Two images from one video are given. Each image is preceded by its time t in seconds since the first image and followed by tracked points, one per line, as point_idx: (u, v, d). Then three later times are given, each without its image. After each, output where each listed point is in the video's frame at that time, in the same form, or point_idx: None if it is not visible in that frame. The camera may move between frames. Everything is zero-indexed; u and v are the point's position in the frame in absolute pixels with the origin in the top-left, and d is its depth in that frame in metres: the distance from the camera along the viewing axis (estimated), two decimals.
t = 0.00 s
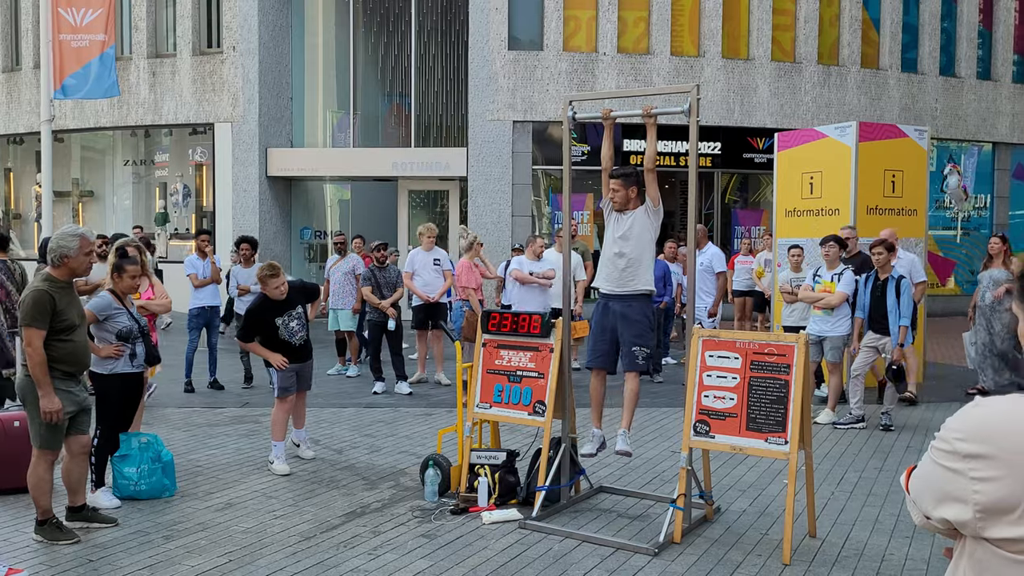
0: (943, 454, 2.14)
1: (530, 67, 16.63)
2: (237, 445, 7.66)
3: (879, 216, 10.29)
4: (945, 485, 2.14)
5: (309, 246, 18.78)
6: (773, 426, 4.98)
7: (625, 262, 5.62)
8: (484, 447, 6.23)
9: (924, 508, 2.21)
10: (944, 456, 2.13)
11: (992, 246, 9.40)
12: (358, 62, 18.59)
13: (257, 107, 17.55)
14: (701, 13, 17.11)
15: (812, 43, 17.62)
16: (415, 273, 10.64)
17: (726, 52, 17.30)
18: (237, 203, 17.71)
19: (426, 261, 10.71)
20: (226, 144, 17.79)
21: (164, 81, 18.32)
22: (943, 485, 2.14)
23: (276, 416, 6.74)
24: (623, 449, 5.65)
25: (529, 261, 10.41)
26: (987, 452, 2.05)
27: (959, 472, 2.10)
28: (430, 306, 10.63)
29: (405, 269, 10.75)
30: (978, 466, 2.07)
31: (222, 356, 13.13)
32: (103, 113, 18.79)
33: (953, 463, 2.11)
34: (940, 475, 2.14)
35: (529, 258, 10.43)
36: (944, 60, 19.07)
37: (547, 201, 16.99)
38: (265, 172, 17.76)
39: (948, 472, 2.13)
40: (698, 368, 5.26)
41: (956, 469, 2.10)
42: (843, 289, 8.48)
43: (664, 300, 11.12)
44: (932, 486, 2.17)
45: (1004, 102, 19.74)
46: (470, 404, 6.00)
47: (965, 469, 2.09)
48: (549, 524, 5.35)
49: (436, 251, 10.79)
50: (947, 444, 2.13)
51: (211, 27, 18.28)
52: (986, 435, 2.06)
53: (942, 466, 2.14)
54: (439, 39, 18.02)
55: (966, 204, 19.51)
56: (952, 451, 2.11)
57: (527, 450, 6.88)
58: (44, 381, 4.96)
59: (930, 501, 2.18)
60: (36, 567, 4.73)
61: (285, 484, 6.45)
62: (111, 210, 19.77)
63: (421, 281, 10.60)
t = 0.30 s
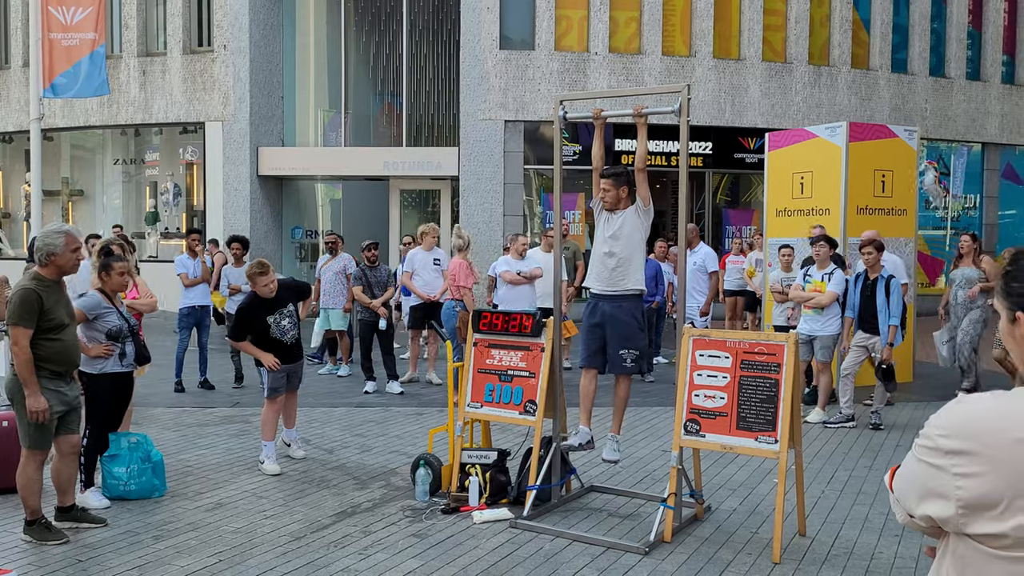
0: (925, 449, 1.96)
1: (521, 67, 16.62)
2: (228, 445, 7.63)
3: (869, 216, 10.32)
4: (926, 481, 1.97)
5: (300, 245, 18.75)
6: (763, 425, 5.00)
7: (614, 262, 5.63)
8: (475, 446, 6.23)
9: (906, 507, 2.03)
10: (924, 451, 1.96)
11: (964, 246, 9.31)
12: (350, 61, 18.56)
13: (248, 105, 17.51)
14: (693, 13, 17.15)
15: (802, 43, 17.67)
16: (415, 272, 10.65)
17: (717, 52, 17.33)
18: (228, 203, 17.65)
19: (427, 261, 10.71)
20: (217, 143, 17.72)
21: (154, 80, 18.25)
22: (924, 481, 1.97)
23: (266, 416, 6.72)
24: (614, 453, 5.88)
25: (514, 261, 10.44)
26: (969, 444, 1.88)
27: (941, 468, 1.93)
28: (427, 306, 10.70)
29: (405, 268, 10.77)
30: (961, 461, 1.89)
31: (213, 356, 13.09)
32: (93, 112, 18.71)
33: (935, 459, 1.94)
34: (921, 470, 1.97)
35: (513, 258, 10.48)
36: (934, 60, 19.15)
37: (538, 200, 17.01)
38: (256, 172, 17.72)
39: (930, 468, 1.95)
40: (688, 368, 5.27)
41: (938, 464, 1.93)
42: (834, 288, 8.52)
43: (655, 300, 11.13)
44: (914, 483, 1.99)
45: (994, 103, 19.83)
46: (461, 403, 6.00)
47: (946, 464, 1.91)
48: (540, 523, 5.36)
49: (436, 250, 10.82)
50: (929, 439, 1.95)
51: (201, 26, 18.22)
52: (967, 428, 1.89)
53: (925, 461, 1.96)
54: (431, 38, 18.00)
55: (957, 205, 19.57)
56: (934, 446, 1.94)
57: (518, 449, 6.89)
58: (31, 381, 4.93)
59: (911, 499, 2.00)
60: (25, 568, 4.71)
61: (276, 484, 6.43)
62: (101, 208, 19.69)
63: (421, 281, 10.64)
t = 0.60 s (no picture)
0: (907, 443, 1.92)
1: (513, 66, 16.61)
2: (218, 445, 7.61)
3: (859, 216, 10.35)
4: (909, 474, 1.91)
5: (291, 244, 18.71)
6: (753, 423, 5.01)
7: (606, 261, 5.65)
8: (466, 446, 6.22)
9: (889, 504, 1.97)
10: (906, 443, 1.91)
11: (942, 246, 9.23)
12: (341, 60, 18.53)
13: (238, 104, 17.44)
14: (684, 13, 17.18)
15: (793, 43, 17.72)
16: (414, 271, 10.73)
17: (708, 52, 17.36)
18: (218, 202, 17.60)
19: (425, 261, 10.79)
20: (207, 142, 17.66)
21: (144, 78, 18.17)
22: (908, 474, 1.91)
23: (255, 416, 6.69)
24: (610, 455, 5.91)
25: (500, 261, 10.43)
26: (951, 430, 1.83)
27: (926, 459, 1.87)
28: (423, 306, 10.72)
29: (404, 267, 10.84)
30: (943, 449, 1.84)
31: (203, 355, 13.04)
32: (82, 110, 18.62)
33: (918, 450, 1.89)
34: (904, 463, 1.92)
35: (499, 258, 10.47)
36: (923, 60, 19.24)
37: (530, 200, 17.03)
38: (246, 171, 17.67)
39: (913, 460, 1.90)
40: (679, 367, 5.28)
41: (921, 455, 1.88)
42: (824, 288, 8.54)
43: (647, 299, 11.14)
44: (898, 478, 1.94)
45: (983, 103, 19.94)
46: (452, 403, 5.99)
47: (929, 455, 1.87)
48: (531, 523, 5.36)
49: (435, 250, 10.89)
50: (911, 431, 1.90)
51: (192, 25, 18.14)
52: (950, 416, 1.84)
53: (907, 454, 1.91)
54: (422, 37, 17.95)
55: (945, 204, 19.73)
56: (918, 438, 1.89)
57: (509, 449, 6.88)
58: (19, 381, 4.90)
59: (896, 494, 1.95)
60: (14, 568, 4.69)
61: (266, 483, 6.42)
62: (90, 208, 19.60)
63: (419, 280, 10.70)
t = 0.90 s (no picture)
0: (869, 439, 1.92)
1: (505, 66, 16.61)
2: (209, 445, 7.59)
3: (850, 216, 10.37)
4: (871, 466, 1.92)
5: (283, 243, 18.62)
6: (744, 423, 5.02)
7: (597, 261, 5.65)
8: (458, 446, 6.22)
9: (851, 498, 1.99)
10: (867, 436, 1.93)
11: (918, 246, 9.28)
12: (333, 59, 18.50)
13: (230, 103, 17.39)
14: (676, 13, 17.21)
15: (785, 44, 17.77)
16: (408, 271, 10.80)
17: (700, 52, 17.40)
18: (209, 201, 17.53)
19: (419, 261, 10.87)
20: (199, 141, 17.60)
21: (135, 77, 18.11)
22: (871, 466, 1.92)
23: (245, 416, 6.68)
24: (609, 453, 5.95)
25: (486, 261, 10.41)
26: (912, 416, 1.85)
27: (889, 451, 1.88)
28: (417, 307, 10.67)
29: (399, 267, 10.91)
30: (905, 436, 1.86)
31: (194, 355, 13.00)
32: (72, 109, 18.54)
33: (880, 443, 1.90)
34: (867, 455, 1.93)
35: (486, 258, 10.46)
36: (914, 61, 19.32)
37: (522, 199, 17.02)
38: (238, 170, 17.60)
39: (876, 452, 1.91)
40: (670, 367, 5.29)
41: (882, 445, 1.89)
42: (815, 287, 8.57)
43: (640, 300, 11.15)
44: (863, 472, 1.95)
45: (973, 104, 20.04)
46: (443, 403, 5.98)
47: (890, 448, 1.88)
48: (522, 523, 5.36)
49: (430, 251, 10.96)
50: (874, 423, 1.92)
51: (184, 23, 18.09)
52: (911, 405, 1.86)
53: (870, 447, 1.92)
54: (415, 36, 17.92)
55: (936, 205, 19.81)
56: (880, 430, 1.90)
57: (501, 449, 6.88)
58: (10, 380, 4.87)
59: (862, 488, 1.95)
60: (3, 569, 4.66)
61: (257, 483, 6.40)
62: (81, 206, 19.51)
63: (414, 280, 10.75)
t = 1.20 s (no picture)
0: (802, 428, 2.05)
1: (496, 65, 16.60)
2: (198, 444, 7.57)
3: (840, 216, 10.39)
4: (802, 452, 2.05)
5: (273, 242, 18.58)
6: (734, 422, 5.03)
7: (590, 260, 5.64)
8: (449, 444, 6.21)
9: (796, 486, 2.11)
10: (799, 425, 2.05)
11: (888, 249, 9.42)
12: (324, 57, 18.46)
13: (220, 101, 17.32)
14: (667, 13, 17.22)
15: (775, 44, 17.81)
16: (401, 271, 10.80)
17: (691, 52, 17.44)
18: (199, 199, 17.46)
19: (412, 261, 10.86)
20: (189, 139, 17.53)
21: (124, 75, 18.02)
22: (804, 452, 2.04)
23: (235, 415, 6.68)
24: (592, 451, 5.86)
25: (474, 260, 10.43)
26: (833, 404, 1.96)
27: (818, 438, 2.00)
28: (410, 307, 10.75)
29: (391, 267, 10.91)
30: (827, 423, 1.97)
31: (184, 354, 12.96)
32: (61, 107, 18.45)
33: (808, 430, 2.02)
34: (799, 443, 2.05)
35: (473, 257, 10.47)
36: (903, 62, 19.41)
37: (513, 198, 17.04)
38: (228, 168, 17.53)
39: (809, 441, 2.02)
40: (660, 365, 5.30)
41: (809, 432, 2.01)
42: (805, 286, 8.63)
43: (630, 299, 11.16)
44: (800, 462, 2.07)
45: (962, 105, 20.14)
46: (433, 401, 5.97)
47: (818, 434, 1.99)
48: (513, 521, 5.36)
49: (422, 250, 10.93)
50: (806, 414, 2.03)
51: (174, 20, 17.99)
52: (832, 394, 1.98)
53: (805, 437, 2.03)
54: (406, 35, 17.89)
55: (925, 205, 19.90)
56: (810, 420, 2.01)
57: (491, 447, 6.88)
58: None
59: (800, 478, 2.06)
60: None
61: (247, 482, 6.38)
62: (70, 205, 19.40)
63: (406, 280, 10.75)
